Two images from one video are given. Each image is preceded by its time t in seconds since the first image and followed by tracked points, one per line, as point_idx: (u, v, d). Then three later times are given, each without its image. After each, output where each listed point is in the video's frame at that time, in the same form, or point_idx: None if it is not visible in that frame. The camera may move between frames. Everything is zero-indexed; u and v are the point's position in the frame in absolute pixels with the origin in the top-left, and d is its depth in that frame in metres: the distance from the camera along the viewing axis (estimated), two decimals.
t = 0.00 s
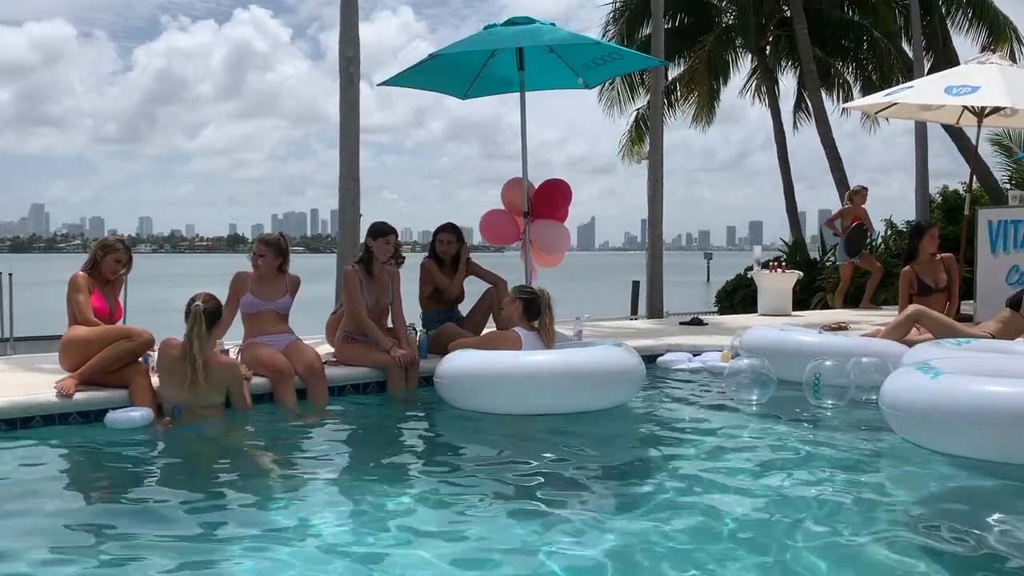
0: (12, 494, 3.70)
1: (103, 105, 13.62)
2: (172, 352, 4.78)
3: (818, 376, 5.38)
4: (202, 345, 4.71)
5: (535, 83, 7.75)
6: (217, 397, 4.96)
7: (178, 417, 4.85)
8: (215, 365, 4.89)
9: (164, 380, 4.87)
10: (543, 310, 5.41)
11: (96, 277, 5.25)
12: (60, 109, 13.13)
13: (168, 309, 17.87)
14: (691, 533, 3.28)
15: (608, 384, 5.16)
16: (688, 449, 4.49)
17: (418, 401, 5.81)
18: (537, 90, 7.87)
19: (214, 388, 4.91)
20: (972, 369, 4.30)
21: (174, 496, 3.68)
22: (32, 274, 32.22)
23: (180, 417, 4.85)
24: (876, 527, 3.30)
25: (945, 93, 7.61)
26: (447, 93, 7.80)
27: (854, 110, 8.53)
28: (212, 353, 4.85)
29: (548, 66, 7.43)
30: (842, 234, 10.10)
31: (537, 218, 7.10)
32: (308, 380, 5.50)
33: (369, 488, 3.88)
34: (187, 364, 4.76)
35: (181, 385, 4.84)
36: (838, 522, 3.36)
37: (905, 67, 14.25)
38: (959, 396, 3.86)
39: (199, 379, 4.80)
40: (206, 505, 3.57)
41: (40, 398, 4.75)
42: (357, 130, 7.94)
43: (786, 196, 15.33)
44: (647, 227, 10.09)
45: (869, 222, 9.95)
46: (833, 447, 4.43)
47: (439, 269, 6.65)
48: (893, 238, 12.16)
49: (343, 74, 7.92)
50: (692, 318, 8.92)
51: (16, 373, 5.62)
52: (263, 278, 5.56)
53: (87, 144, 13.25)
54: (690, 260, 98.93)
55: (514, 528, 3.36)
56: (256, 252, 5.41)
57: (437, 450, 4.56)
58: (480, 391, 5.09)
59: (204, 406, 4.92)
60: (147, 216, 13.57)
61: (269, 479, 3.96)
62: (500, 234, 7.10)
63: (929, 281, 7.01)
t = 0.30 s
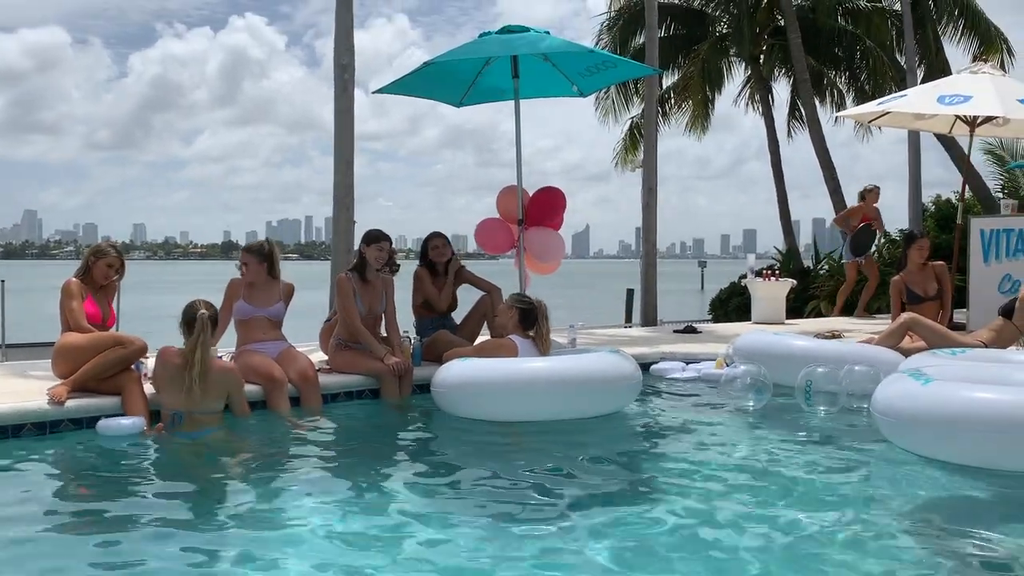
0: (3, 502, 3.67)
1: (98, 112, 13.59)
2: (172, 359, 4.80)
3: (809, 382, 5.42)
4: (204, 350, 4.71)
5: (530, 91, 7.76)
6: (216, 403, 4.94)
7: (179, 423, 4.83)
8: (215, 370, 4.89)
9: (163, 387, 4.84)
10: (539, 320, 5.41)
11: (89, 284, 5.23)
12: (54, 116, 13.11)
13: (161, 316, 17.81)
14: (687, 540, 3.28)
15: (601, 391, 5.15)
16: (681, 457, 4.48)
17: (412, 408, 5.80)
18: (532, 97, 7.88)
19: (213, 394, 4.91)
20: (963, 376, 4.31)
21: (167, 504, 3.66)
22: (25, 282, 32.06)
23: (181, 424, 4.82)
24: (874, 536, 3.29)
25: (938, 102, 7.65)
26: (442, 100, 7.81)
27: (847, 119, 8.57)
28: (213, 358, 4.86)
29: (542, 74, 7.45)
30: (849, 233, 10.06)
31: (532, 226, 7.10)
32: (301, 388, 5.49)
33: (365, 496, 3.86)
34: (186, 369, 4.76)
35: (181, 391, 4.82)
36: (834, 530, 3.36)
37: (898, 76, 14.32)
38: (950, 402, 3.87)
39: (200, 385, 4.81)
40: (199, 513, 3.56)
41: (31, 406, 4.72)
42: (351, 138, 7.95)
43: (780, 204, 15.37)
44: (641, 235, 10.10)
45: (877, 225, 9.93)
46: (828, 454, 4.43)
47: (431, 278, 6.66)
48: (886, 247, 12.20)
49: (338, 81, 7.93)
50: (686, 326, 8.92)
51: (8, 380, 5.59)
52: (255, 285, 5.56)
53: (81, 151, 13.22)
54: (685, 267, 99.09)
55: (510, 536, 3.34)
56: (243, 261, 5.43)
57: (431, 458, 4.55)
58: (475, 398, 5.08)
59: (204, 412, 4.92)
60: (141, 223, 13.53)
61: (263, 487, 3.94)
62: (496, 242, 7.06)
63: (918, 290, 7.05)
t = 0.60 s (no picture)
0: None
1: (76, 111, 13.45)
2: (159, 359, 4.79)
3: (789, 382, 5.47)
4: (195, 351, 4.73)
5: (511, 94, 7.76)
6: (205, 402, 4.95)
7: (167, 422, 4.86)
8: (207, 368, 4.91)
9: (151, 389, 4.84)
10: (520, 323, 5.42)
11: (66, 285, 5.17)
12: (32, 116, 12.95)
13: (140, 317, 17.64)
14: (665, 542, 3.28)
15: (581, 395, 5.13)
16: (660, 459, 4.49)
17: (392, 411, 5.77)
18: (514, 100, 7.89)
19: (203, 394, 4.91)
20: (936, 379, 4.36)
21: (141, 506, 3.62)
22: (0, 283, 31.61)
23: (170, 424, 4.85)
24: (852, 536, 3.31)
25: (915, 107, 7.72)
26: (423, 102, 7.80)
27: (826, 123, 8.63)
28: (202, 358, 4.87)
29: (524, 77, 7.45)
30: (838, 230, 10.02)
31: (513, 227, 7.11)
32: (280, 390, 5.45)
33: (344, 499, 3.83)
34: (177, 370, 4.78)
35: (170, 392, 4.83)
36: (813, 531, 3.38)
37: (876, 83, 14.47)
38: (922, 404, 3.92)
39: (191, 386, 4.82)
40: (176, 515, 3.52)
41: (7, 408, 4.67)
42: (332, 138, 7.91)
43: (760, 208, 15.47)
44: (622, 238, 10.13)
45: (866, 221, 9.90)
46: (806, 456, 4.46)
47: (409, 281, 6.67)
48: (864, 251, 12.30)
49: (319, 82, 7.89)
50: (666, 329, 8.96)
51: None
52: (233, 286, 5.53)
53: (59, 150, 13.07)
54: (666, 271, 99.52)
55: (490, 538, 3.33)
56: (218, 263, 5.40)
57: (410, 461, 4.53)
58: (455, 400, 5.07)
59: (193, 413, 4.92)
60: (119, 224, 13.39)
61: (241, 490, 3.91)
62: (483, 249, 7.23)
63: (894, 294, 7.10)
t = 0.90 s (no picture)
0: None
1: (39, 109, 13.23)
2: (135, 358, 4.76)
3: (757, 381, 5.53)
4: (171, 349, 4.76)
5: (480, 94, 7.76)
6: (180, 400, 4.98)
7: (146, 423, 4.84)
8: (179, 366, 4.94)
9: (126, 391, 4.79)
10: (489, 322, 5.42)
11: (27, 285, 5.07)
12: None
13: (103, 318, 17.35)
14: (632, 540, 3.30)
15: (547, 395, 5.14)
16: (626, 459, 4.51)
17: (360, 412, 5.74)
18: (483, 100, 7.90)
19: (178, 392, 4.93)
20: (894, 377, 4.43)
21: (103, 511, 3.56)
22: None
23: (148, 424, 4.84)
24: (816, 533, 3.35)
25: (878, 110, 7.84)
26: (392, 102, 7.77)
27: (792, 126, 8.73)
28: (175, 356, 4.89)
29: (493, 78, 7.45)
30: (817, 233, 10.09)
31: (483, 227, 7.11)
32: (246, 392, 5.40)
33: (311, 502, 3.80)
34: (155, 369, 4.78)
35: (147, 392, 4.81)
36: (779, 528, 3.41)
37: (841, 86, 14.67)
38: (881, 404, 3.97)
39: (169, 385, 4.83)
40: (139, 519, 3.47)
41: None
42: (299, 137, 7.85)
43: (727, 209, 15.61)
44: (591, 238, 10.17)
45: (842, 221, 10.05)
46: (770, 454, 4.50)
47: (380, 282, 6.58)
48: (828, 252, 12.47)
49: (286, 81, 7.83)
50: (634, 329, 9.00)
51: None
52: (197, 287, 5.46)
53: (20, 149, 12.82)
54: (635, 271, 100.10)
55: (458, 539, 3.33)
56: (183, 263, 5.29)
57: (377, 463, 4.50)
58: (421, 401, 5.04)
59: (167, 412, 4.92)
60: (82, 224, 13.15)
61: (206, 493, 3.86)
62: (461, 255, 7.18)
63: (861, 293, 7.20)
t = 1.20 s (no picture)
0: None
1: None
2: (108, 363, 4.67)
3: (729, 380, 5.59)
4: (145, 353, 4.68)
5: (447, 95, 7.75)
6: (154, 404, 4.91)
7: (121, 427, 4.78)
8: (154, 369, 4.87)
9: (100, 396, 4.71)
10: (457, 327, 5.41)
11: None
12: None
13: (64, 321, 17.01)
14: (600, 540, 3.31)
15: (514, 396, 5.14)
16: (593, 459, 4.53)
17: (326, 415, 5.70)
18: (451, 102, 7.89)
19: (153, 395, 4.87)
20: (853, 377, 4.50)
21: (64, 518, 3.50)
22: None
23: (123, 428, 4.77)
24: (780, 530, 3.39)
25: (841, 114, 7.96)
26: (359, 103, 7.73)
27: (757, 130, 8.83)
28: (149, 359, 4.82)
29: (461, 79, 7.44)
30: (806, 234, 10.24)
31: (451, 228, 7.09)
32: (210, 395, 5.33)
33: (275, 505, 3.77)
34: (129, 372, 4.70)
35: (121, 397, 4.74)
36: (745, 526, 3.44)
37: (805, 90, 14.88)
38: (843, 403, 4.03)
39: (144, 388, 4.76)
40: (101, 526, 3.42)
41: None
42: (265, 138, 7.78)
43: (693, 212, 15.74)
44: (559, 240, 10.19)
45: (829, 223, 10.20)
46: (736, 453, 4.55)
47: (347, 286, 6.52)
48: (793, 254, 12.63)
49: (251, 81, 7.76)
50: (602, 330, 9.04)
51: None
52: (160, 290, 5.38)
53: None
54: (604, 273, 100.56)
55: (426, 541, 3.31)
56: (146, 265, 5.22)
57: (344, 466, 4.48)
58: (387, 402, 5.01)
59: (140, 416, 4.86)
60: (42, 225, 12.89)
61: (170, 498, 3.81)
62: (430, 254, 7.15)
63: (827, 295, 7.30)
